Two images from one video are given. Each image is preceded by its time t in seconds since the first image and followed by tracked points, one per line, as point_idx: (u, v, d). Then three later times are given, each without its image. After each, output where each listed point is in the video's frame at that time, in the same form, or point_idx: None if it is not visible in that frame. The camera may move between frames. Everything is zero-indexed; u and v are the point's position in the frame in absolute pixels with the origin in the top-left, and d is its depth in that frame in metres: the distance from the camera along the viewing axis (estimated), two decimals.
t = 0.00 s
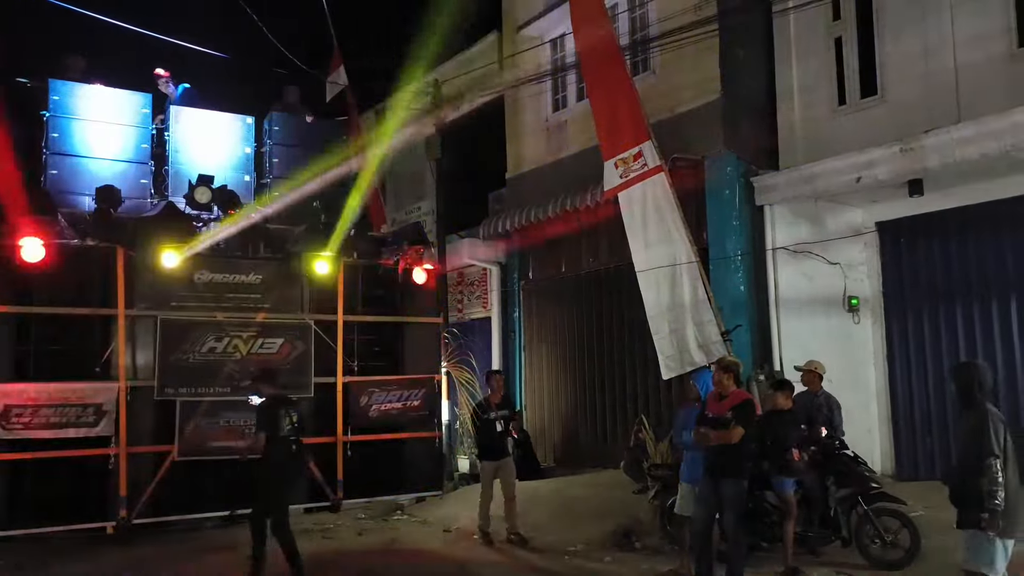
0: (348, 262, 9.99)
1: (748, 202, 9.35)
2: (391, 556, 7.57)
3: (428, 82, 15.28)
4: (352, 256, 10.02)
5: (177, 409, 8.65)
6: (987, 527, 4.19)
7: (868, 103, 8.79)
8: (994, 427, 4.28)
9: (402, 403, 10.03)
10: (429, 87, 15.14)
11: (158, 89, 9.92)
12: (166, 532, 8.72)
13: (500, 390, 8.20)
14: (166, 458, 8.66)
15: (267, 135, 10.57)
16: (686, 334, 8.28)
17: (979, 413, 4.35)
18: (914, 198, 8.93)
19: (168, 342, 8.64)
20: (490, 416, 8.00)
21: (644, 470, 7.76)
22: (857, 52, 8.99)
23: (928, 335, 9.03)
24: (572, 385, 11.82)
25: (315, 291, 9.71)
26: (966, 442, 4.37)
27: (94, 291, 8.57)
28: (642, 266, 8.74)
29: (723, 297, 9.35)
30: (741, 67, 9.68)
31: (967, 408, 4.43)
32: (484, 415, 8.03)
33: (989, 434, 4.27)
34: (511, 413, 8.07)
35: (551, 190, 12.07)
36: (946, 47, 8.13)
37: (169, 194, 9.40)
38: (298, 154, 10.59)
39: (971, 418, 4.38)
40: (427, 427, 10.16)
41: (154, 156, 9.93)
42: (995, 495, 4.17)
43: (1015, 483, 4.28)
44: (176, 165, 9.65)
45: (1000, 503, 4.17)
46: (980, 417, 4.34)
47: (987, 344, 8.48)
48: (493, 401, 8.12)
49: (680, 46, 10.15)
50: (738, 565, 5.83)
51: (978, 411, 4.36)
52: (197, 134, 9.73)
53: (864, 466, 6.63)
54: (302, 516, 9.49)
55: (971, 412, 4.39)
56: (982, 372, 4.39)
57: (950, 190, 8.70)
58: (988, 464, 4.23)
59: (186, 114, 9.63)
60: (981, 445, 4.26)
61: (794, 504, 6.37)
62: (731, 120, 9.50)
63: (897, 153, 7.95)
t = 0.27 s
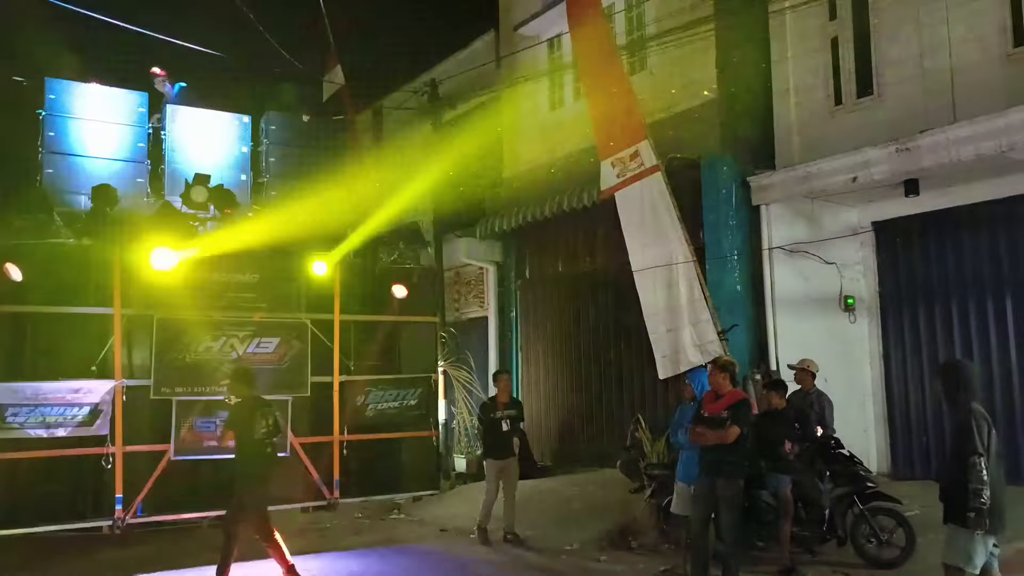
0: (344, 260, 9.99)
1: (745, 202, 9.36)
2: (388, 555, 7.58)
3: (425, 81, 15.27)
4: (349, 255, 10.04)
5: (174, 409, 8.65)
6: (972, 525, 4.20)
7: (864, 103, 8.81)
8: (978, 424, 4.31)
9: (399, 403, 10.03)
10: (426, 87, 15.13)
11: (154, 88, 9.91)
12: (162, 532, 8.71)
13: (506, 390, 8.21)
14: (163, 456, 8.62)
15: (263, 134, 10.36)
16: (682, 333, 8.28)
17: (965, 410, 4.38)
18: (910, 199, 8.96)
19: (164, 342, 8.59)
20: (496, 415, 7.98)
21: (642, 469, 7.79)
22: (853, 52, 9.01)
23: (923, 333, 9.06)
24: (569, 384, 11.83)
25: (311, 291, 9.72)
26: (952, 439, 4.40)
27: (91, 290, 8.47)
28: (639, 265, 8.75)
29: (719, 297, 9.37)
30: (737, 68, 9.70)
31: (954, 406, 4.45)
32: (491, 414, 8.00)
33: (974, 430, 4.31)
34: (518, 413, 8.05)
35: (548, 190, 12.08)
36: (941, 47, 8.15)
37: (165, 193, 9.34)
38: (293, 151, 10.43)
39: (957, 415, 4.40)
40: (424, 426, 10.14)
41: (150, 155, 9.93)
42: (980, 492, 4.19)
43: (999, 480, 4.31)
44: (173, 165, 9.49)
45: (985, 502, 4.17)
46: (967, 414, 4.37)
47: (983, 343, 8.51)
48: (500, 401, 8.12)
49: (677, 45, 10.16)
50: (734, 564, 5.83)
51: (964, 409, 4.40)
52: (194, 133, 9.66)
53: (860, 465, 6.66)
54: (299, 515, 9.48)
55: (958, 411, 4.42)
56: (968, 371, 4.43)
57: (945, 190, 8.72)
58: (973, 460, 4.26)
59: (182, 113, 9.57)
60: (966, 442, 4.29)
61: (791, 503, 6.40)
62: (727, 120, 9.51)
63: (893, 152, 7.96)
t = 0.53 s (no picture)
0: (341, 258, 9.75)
1: (742, 201, 9.37)
2: (386, 553, 7.58)
3: (423, 79, 15.24)
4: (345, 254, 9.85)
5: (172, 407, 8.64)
6: (955, 527, 4.33)
7: (862, 101, 8.81)
8: (961, 427, 4.42)
9: (396, 402, 9.83)
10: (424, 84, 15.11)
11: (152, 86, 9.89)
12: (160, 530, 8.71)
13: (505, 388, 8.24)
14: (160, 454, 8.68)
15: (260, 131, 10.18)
16: (680, 332, 8.27)
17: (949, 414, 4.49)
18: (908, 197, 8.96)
19: (162, 340, 8.65)
20: (497, 413, 7.99)
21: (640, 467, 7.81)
22: (851, 50, 9.01)
23: (920, 332, 9.06)
24: (567, 382, 11.83)
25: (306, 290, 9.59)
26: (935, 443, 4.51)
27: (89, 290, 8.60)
28: (637, 264, 8.75)
29: (717, 297, 9.40)
30: (735, 65, 9.70)
31: (938, 409, 4.56)
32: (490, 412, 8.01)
33: (955, 434, 4.42)
34: (518, 411, 8.08)
35: (546, 188, 12.07)
36: (939, 45, 8.15)
37: (163, 192, 9.34)
38: (292, 149, 10.25)
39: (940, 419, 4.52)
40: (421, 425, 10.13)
41: (148, 153, 9.92)
42: (963, 495, 4.32)
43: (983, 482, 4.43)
44: (169, 162, 9.51)
45: (967, 504, 4.30)
46: (950, 419, 4.48)
47: (979, 342, 8.52)
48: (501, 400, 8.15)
49: (675, 44, 10.15)
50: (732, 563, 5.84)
51: (948, 413, 4.51)
52: (192, 130, 9.61)
53: (858, 464, 6.67)
54: (297, 513, 9.48)
55: (942, 414, 4.53)
56: (953, 375, 4.53)
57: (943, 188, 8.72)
58: (955, 464, 4.38)
59: (179, 111, 9.52)
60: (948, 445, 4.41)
61: (788, 500, 6.42)
62: (725, 118, 9.51)
63: (890, 151, 7.94)
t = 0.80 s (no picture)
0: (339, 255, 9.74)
1: (740, 199, 9.35)
2: (384, 552, 7.57)
3: (421, 78, 15.24)
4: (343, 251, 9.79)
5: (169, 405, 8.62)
6: (931, 518, 5.04)
7: (860, 100, 8.82)
8: (934, 427, 5.15)
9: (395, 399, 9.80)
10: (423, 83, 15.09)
11: (150, 84, 9.86)
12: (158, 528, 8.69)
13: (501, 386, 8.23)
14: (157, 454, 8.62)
15: (258, 130, 10.15)
16: (678, 331, 8.26)
17: (924, 416, 5.22)
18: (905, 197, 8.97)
19: (159, 339, 8.59)
20: (493, 412, 7.96)
21: (638, 466, 7.83)
22: (850, 49, 9.01)
23: (918, 331, 9.08)
24: (565, 381, 11.84)
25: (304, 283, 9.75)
26: (913, 440, 5.26)
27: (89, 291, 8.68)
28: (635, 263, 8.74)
29: (716, 296, 9.39)
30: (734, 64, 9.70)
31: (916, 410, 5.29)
32: (486, 411, 7.98)
33: (930, 434, 5.14)
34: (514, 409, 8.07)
35: (545, 187, 12.08)
36: (937, 44, 8.15)
37: (162, 191, 9.29)
38: (290, 149, 10.20)
39: (916, 419, 5.25)
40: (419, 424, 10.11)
41: (145, 151, 9.89)
42: (941, 488, 5.04)
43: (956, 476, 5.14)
44: (168, 160, 9.42)
45: (943, 496, 5.02)
46: (924, 420, 5.20)
47: (976, 342, 8.55)
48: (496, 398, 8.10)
49: (673, 43, 10.17)
50: (729, 561, 5.84)
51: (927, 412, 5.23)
52: (190, 129, 9.55)
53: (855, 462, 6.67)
54: (294, 513, 9.46)
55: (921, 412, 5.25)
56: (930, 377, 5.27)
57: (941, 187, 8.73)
58: (930, 460, 5.10)
59: (177, 109, 9.47)
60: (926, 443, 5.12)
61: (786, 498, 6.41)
62: (724, 117, 9.51)
63: (888, 150, 7.94)
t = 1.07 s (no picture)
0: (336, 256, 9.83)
1: (737, 199, 9.40)
2: (380, 551, 7.58)
3: (418, 77, 15.22)
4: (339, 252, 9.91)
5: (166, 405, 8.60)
6: (908, 519, 4.79)
7: (857, 100, 8.84)
8: (919, 426, 4.83)
9: (391, 400, 9.85)
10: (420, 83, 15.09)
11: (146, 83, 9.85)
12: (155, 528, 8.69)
13: (497, 386, 8.23)
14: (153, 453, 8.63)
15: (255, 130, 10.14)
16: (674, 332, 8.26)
17: (909, 415, 4.89)
18: (902, 197, 9.00)
19: (156, 338, 8.58)
20: (487, 411, 7.98)
21: (635, 466, 7.85)
22: (846, 49, 9.03)
23: (914, 331, 9.09)
24: (562, 380, 11.86)
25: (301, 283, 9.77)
26: (895, 438, 4.93)
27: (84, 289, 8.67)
28: (632, 263, 8.73)
29: (712, 295, 9.46)
30: (731, 65, 9.71)
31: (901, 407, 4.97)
32: (481, 411, 7.99)
33: (915, 434, 4.83)
34: (510, 409, 8.06)
35: (542, 187, 12.08)
36: (933, 45, 8.18)
37: (159, 191, 9.17)
38: (287, 148, 10.17)
39: (902, 416, 4.94)
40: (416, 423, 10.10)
41: (142, 151, 9.88)
42: (919, 489, 4.75)
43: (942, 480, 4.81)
44: (166, 159, 9.33)
45: (922, 497, 4.75)
46: (909, 418, 4.88)
47: (973, 342, 8.57)
48: (490, 398, 8.13)
49: (670, 43, 10.17)
50: (726, 560, 5.84)
51: (909, 409, 4.91)
52: (186, 129, 9.46)
53: (852, 462, 6.68)
54: (291, 512, 9.47)
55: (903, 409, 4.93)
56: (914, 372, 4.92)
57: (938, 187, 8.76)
58: (912, 460, 4.80)
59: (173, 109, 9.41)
60: (909, 443, 4.81)
61: (783, 498, 6.42)
62: (721, 117, 9.52)
63: (885, 150, 7.96)
